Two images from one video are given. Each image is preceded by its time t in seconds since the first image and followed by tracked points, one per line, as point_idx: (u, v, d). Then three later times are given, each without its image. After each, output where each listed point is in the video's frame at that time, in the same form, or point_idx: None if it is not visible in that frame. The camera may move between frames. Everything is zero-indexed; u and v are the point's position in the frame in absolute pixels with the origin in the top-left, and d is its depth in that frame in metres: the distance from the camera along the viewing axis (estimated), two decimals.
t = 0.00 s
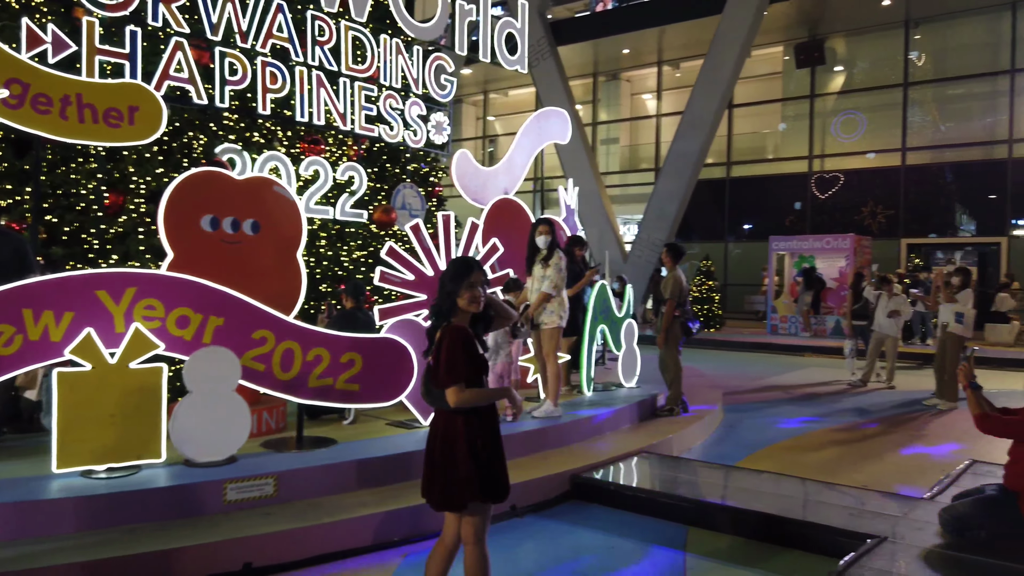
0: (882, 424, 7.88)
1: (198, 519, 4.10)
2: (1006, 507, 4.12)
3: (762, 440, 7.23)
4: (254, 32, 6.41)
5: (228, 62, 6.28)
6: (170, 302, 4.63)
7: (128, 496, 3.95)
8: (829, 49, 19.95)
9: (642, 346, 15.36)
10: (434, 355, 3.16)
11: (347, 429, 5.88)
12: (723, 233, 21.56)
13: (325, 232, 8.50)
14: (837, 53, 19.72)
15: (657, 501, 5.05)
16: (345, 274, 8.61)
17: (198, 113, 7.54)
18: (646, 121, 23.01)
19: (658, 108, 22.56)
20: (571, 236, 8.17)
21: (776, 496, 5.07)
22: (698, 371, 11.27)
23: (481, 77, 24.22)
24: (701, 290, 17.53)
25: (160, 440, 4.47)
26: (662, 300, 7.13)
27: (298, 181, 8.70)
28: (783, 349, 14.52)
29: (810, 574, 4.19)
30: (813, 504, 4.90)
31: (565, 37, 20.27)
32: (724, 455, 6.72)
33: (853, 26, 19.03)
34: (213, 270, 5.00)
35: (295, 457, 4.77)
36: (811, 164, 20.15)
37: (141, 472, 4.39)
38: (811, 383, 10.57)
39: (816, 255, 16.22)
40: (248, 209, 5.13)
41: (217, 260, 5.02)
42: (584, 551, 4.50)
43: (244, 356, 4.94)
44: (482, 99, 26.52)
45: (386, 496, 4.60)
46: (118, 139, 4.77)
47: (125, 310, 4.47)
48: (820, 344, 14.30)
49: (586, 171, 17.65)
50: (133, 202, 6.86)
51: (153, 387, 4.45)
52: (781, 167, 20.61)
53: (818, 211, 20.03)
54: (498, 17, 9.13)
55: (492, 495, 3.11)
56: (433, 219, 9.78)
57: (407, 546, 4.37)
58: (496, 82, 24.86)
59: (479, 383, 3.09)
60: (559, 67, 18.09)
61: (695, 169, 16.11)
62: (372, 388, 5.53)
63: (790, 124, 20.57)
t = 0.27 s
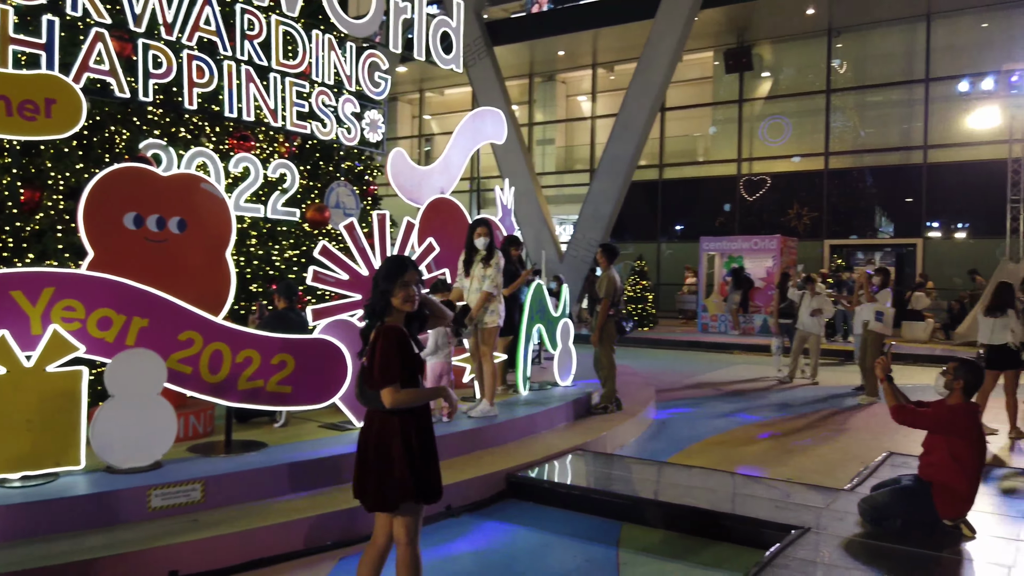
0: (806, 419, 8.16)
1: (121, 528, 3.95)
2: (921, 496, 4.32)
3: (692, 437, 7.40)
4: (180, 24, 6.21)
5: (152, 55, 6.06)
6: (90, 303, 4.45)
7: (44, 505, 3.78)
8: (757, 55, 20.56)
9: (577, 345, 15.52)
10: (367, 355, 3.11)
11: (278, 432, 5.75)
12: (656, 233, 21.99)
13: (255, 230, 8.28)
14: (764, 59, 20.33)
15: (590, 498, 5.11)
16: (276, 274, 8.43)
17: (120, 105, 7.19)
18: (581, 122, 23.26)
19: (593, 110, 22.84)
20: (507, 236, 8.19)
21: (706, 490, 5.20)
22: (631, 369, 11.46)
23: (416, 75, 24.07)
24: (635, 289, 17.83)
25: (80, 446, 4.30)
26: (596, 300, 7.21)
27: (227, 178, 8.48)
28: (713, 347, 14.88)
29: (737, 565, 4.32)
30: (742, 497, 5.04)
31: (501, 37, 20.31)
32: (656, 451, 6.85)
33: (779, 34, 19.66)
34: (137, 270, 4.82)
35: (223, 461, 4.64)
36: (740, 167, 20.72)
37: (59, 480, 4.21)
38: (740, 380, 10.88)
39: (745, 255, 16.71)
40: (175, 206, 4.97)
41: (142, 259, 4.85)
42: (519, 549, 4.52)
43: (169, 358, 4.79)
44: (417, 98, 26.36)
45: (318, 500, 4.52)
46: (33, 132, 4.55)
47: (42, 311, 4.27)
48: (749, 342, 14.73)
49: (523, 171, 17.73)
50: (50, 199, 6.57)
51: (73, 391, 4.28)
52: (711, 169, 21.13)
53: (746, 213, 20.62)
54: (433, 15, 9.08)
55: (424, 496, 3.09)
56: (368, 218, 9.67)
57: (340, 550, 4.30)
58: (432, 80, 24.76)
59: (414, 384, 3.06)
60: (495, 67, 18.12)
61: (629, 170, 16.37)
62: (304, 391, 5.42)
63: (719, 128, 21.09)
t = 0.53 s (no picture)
0: (742, 415, 8.38)
1: (46, 537, 3.80)
2: (850, 488, 4.49)
3: (632, 434, 7.52)
4: (111, 16, 6.01)
5: (80, 47, 5.85)
6: (11, 303, 4.26)
7: None
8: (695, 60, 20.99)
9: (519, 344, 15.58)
10: (320, 357, 3.06)
11: (214, 436, 5.62)
12: (597, 234, 22.23)
13: (189, 229, 8.09)
14: (701, 64, 20.77)
15: (532, 497, 5.15)
16: (211, 273, 8.22)
17: (46, 100, 6.88)
18: (523, 123, 23.32)
19: (535, 111, 22.95)
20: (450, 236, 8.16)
21: (645, 486, 5.29)
22: (573, 369, 11.57)
23: (357, 73, 23.80)
24: (576, 289, 17.99)
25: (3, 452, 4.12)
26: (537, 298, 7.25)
27: (160, 175, 8.23)
28: (652, 346, 15.13)
29: (676, 559, 4.41)
30: (680, 492, 5.14)
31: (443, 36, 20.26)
32: (597, 449, 6.93)
33: (716, 39, 20.12)
34: (62, 268, 4.64)
35: (156, 466, 4.51)
36: (678, 169, 21.10)
37: None
38: (678, 378, 11.10)
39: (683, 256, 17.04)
40: (103, 204, 4.81)
41: (68, 258, 4.67)
42: (460, 549, 4.52)
43: (98, 360, 4.62)
44: (358, 95, 26.07)
45: (256, 504, 4.43)
46: None
47: None
48: (687, 341, 15.03)
49: (465, 170, 17.73)
50: None
51: None
52: (651, 170, 21.49)
53: (685, 214, 21.03)
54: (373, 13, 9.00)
55: (373, 499, 3.08)
56: (308, 217, 9.52)
57: (279, 554, 4.23)
58: (373, 78, 24.52)
59: (367, 386, 3.04)
60: (437, 66, 18.06)
61: (571, 171, 16.51)
62: (241, 393, 5.30)
63: (659, 130, 21.45)
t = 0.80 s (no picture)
0: (685, 412, 8.53)
1: None
2: (789, 483, 4.62)
3: (578, 432, 7.59)
4: (41, 6, 5.75)
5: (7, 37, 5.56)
6: None
7: None
8: (640, 63, 21.28)
9: (467, 344, 15.55)
10: (269, 360, 3.01)
11: (152, 440, 5.46)
12: (544, 234, 22.33)
13: (124, 228, 7.86)
14: (646, 67, 21.07)
15: (478, 496, 5.15)
16: (148, 273, 7.97)
17: None
18: (470, 123, 23.25)
19: (482, 111, 22.93)
20: (395, 235, 8.10)
21: (591, 483, 5.35)
22: (520, 368, 11.62)
23: (301, 69, 23.42)
24: (523, 288, 18.05)
25: None
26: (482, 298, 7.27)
27: (93, 171, 7.99)
28: (598, 345, 15.29)
29: (621, 556, 4.47)
30: (625, 489, 5.21)
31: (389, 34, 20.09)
32: (544, 448, 6.97)
33: (660, 42, 20.44)
34: None
35: (91, 472, 4.36)
36: (624, 170, 21.36)
37: None
38: (623, 376, 11.25)
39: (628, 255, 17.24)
40: (32, 200, 4.64)
41: None
42: (407, 551, 4.49)
43: (28, 364, 4.44)
44: (302, 92, 25.66)
45: (196, 508, 4.32)
46: None
47: None
48: (632, 340, 15.23)
49: (411, 169, 17.63)
50: None
51: None
52: (596, 171, 21.71)
53: (630, 215, 21.30)
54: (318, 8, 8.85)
55: (326, 501, 3.07)
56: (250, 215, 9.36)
57: (220, 560, 4.13)
58: (317, 75, 24.17)
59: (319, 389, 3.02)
60: (383, 64, 17.90)
61: (518, 171, 16.56)
62: (180, 395, 5.18)
63: (605, 132, 21.68)
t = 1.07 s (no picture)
0: (636, 410, 8.62)
1: None
2: (735, 479, 4.70)
3: (530, 432, 7.61)
4: None
5: None
6: None
7: None
8: (592, 64, 21.47)
9: (419, 344, 15.46)
10: (215, 363, 2.96)
11: (93, 444, 5.29)
12: (496, 233, 22.34)
13: (64, 225, 7.58)
14: (598, 68, 21.26)
15: (431, 497, 5.13)
16: (89, 273, 7.75)
17: None
18: (422, 121, 23.11)
19: (435, 110, 22.82)
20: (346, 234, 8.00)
21: (543, 482, 5.37)
22: (472, 368, 11.60)
23: (249, 64, 22.99)
24: (476, 288, 18.03)
25: None
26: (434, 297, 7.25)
27: (30, 167, 7.70)
28: (550, 344, 15.36)
29: (574, 554, 4.50)
30: (577, 487, 5.25)
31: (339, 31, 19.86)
32: (496, 447, 6.97)
33: (611, 43, 20.65)
34: None
35: (28, 478, 4.20)
36: (576, 170, 21.51)
37: None
38: (575, 375, 11.32)
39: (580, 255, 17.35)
40: None
41: None
42: (359, 553, 4.44)
43: None
44: (250, 88, 25.19)
45: (141, 514, 4.20)
46: None
47: None
48: (584, 339, 15.35)
49: (363, 168, 17.45)
50: None
51: None
52: (549, 171, 21.82)
53: (582, 215, 21.46)
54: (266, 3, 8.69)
55: (273, 507, 3.02)
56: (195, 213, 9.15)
57: (166, 566, 4.01)
58: (266, 71, 23.75)
59: (266, 392, 2.97)
60: (333, 60, 17.69)
61: (470, 170, 16.54)
62: (122, 397, 5.04)
63: (557, 132, 21.80)
